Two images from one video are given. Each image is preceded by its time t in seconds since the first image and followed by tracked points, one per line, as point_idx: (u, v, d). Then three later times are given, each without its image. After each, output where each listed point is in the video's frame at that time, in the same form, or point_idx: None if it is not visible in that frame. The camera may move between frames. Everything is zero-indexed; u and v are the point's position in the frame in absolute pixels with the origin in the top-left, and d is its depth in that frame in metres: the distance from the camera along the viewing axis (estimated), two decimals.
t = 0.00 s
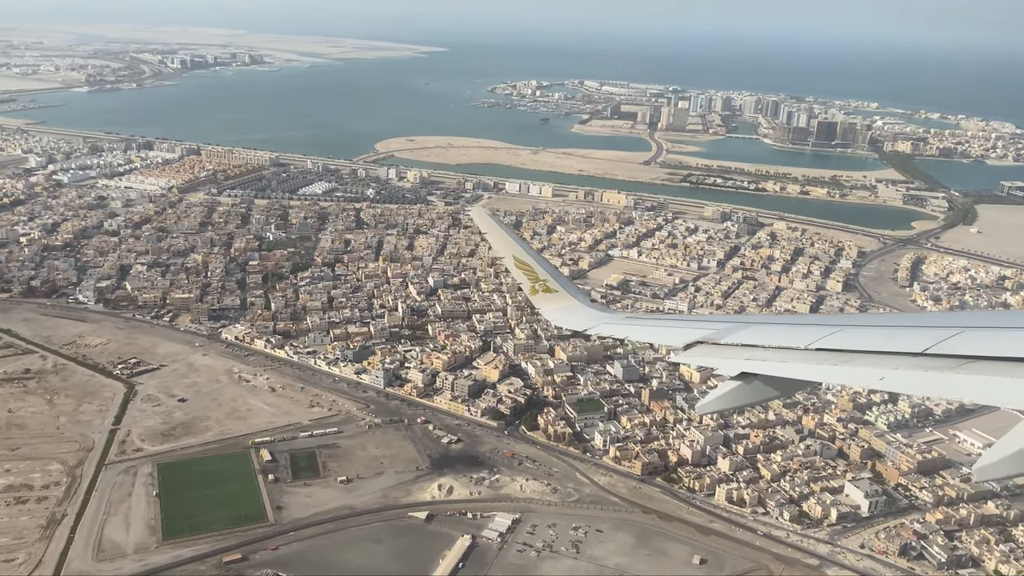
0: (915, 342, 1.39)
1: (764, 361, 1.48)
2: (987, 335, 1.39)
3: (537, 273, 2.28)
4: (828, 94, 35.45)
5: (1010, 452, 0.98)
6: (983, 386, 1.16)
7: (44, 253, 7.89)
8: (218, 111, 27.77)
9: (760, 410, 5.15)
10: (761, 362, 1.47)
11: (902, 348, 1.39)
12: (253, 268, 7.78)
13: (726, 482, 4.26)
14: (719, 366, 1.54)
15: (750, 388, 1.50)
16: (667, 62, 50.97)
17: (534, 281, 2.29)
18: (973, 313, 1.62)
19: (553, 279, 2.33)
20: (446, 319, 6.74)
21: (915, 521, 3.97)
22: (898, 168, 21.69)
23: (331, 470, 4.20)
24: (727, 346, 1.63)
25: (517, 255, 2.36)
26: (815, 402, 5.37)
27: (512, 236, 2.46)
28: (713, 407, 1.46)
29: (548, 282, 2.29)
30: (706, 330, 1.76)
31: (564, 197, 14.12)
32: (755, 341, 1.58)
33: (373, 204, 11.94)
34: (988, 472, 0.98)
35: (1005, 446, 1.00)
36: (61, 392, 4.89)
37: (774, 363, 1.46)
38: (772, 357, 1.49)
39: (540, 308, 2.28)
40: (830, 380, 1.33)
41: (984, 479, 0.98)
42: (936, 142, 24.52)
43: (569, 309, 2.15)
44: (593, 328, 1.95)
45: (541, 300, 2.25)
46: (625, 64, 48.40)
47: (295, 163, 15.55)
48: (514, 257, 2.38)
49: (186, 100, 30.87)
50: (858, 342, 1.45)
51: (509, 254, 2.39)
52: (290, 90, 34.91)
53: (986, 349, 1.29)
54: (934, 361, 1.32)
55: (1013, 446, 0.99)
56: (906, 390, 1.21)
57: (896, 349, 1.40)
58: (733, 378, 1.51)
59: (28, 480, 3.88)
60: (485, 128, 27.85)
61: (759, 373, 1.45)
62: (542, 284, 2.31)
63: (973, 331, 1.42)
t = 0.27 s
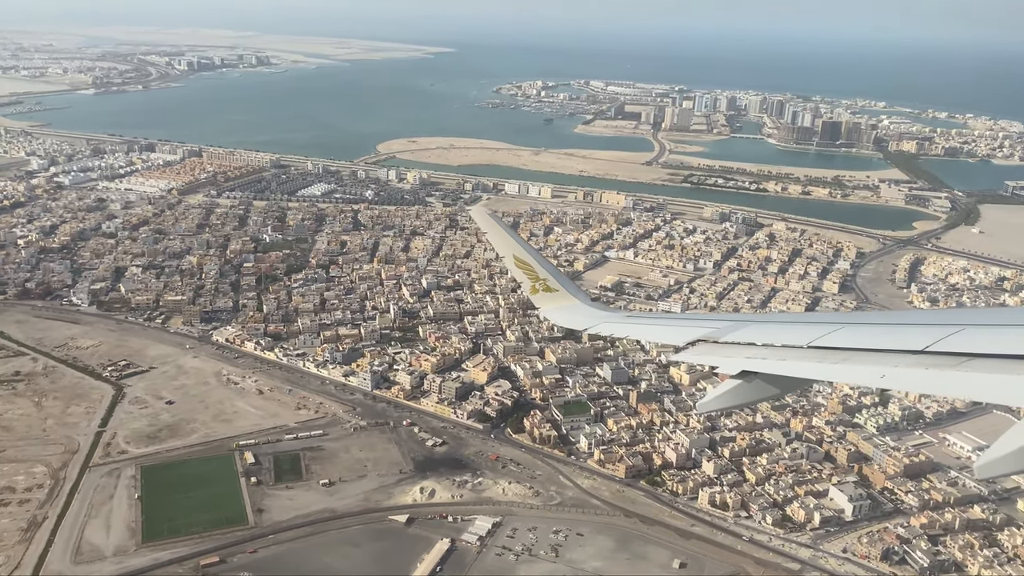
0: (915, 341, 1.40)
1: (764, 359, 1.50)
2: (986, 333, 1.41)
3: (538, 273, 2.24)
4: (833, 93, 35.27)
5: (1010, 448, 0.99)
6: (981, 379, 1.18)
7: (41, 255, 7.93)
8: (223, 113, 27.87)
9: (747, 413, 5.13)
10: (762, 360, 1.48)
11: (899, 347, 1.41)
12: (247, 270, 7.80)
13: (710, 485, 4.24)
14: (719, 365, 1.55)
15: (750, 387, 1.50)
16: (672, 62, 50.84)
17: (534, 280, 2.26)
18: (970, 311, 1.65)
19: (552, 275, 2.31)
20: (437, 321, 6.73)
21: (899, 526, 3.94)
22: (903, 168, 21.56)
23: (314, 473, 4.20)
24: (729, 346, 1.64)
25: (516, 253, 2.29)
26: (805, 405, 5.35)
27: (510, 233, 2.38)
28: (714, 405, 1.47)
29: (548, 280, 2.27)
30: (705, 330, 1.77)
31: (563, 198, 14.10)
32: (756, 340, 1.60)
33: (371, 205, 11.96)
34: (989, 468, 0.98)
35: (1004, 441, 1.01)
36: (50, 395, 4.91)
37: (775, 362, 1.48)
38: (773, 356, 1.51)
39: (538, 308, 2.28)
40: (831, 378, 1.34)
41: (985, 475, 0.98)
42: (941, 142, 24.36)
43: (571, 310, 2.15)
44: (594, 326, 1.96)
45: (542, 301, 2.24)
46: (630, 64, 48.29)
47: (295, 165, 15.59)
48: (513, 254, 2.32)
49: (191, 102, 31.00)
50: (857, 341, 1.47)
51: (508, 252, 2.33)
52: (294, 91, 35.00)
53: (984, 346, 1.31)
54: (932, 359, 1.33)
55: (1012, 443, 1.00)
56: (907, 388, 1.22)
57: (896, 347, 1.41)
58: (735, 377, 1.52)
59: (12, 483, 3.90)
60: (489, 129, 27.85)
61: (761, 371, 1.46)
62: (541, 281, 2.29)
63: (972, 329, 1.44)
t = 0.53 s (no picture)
0: (917, 339, 1.40)
1: (765, 358, 1.49)
2: (986, 332, 1.40)
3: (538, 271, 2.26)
4: (838, 93, 35.14)
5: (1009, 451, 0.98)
6: (984, 377, 1.17)
7: (37, 258, 7.98)
8: (229, 115, 28.01)
9: (734, 418, 5.11)
10: (762, 360, 1.47)
11: (902, 346, 1.40)
12: (242, 273, 7.82)
13: (692, 490, 4.23)
14: (720, 363, 1.54)
15: (751, 386, 1.49)
16: (677, 63, 50.77)
17: (534, 279, 2.27)
18: (970, 309, 1.64)
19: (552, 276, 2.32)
20: (428, 324, 6.73)
21: (882, 532, 3.92)
22: (907, 169, 21.46)
23: (296, 477, 4.21)
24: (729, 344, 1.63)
25: (517, 253, 2.36)
26: (793, 409, 5.32)
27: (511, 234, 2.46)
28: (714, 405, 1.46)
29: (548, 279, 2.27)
30: (705, 329, 1.76)
31: (562, 201, 14.08)
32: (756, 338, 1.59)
33: (369, 208, 11.98)
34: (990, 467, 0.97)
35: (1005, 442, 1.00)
36: (39, 398, 4.94)
37: (776, 361, 1.46)
38: (775, 355, 1.49)
39: (538, 307, 2.25)
40: (833, 377, 1.33)
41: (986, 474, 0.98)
42: (946, 143, 24.23)
43: (571, 309, 2.11)
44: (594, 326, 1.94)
45: (542, 300, 2.21)
46: (634, 66, 48.21)
47: (296, 168, 15.64)
48: (513, 254, 2.39)
49: (197, 104, 31.17)
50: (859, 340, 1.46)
51: (509, 252, 2.38)
52: (299, 94, 35.13)
53: (985, 346, 1.31)
54: (934, 357, 1.32)
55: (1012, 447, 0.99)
56: (908, 388, 1.21)
57: (896, 346, 1.41)
58: (735, 376, 1.51)
59: None
60: (492, 131, 27.87)
61: (762, 371, 1.45)
62: (542, 281, 2.30)
63: (975, 328, 1.44)
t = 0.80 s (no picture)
0: (917, 339, 1.42)
1: (766, 357, 1.52)
2: (987, 331, 1.42)
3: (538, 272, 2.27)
4: (844, 96, 34.98)
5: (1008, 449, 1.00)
6: (981, 374, 1.19)
7: (34, 262, 8.03)
8: (235, 120, 28.16)
9: (721, 425, 5.09)
10: (762, 360, 1.50)
11: (902, 345, 1.42)
12: (236, 277, 7.85)
13: (675, 497, 4.21)
14: (720, 363, 1.57)
15: (750, 387, 1.53)
16: (682, 66, 50.68)
17: (534, 279, 2.29)
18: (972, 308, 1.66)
19: (551, 274, 2.34)
20: (419, 329, 6.73)
21: (865, 540, 3.89)
22: (912, 172, 21.34)
23: (278, 483, 4.21)
24: (729, 344, 1.66)
25: (516, 252, 2.34)
26: (782, 415, 5.29)
27: (509, 232, 2.43)
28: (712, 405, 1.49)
29: (547, 278, 2.30)
30: (706, 329, 1.79)
31: (561, 204, 14.07)
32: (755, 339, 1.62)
33: (367, 212, 12.00)
34: (989, 465, 0.99)
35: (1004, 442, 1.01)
36: (27, 403, 4.97)
37: (775, 361, 1.49)
38: (776, 354, 1.52)
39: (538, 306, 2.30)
40: (833, 376, 1.35)
41: (985, 472, 0.99)
42: (952, 146, 24.07)
43: (571, 309, 2.17)
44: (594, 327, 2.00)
45: (541, 300, 2.25)
46: (639, 69, 48.17)
47: (296, 172, 15.69)
48: (513, 254, 2.36)
49: (203, 108, 31.34)
50: (859, 340, 1.48)
51: (508, 252, 2.36)
52: (304, 98, 35.26)
53: (985, 345, 1.32)
54: (932, 356, 1.34)
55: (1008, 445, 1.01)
56: (908, 387, 1.23)
57: (897, 345, 1.43)
58: (735, 376, 1.54)
59: None
60: (495, 134, 27.88)
61: (762, 371, 1.48)
62: (541, 280, 2.32)
63: (975, 327, 1.45)
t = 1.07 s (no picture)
0: (918, 336, 1.44)
1: (767, 355, 1.54)
2: (986, 327, 1.44)
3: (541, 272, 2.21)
4: (850, 101, 34.86)
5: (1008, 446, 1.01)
6: (981, 372, 1.21)
7: (31, 269, 8.07)
8: (241, 126, 28.30)
9: (708, 433, 5.06)
10: (764, 357, 1.51)
11: (901, 342, 1.44)
12: (231, 284, 7.87)
13: (657, 506, 4.18)
14: (721, 362, 1.59)
15: (749, 385, 1.56)
16: (688, 71, 50.64)
17: (535, 279, 2.23)
18: (972, 304, 1.67)
19: (548, 270, 2.29)
20: (410, 336, 6.72)
21: (849, 551, 3.86)
22: (917, 178, 21.22)
23: (261, 491, 4.21)
24: (729, 342, 1.69)
25: (516, 251, 2.21)
26: (771, 423, 5.26)
27: (505, 223, 2.27)
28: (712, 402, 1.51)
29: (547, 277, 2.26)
30: (705, 327, 1.82)
31: (561, 210, 14.06)
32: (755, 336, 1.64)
33: (366, 219, 12.02)
34: (988, 462, 1.01)
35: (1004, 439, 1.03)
36: (15, 410, 4.99)
37: (776, 359, 1.51)
38: (775, 352, 1.55)
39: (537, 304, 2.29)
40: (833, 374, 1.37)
41: (985, 470, 1.01)
42: (958, 152, 23.93)
43: (571, 308, 2.17)
44: (595, 326, 2.00)
45: (542, 299, 2.24)
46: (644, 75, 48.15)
47: (298, 178, 15.73)
48: (513, 252, 2.23)
49: (210, 115, 31.51)
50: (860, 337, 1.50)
51: (507, 249, 2.22)
52: (310, 104, 35.41)
53: (984, 342, 1.34)
54: (932, 353, 1.36)
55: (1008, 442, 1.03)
56: (908, 383, 1.25)
57: (896, 343, 1.44)
58: (735, 373, 1.56)
59: None
60: (499, 140, 27.90)
61: (762, 369, 1.50)
62: (540, 278, 2.27)
63: (975, 324, 1.47)
